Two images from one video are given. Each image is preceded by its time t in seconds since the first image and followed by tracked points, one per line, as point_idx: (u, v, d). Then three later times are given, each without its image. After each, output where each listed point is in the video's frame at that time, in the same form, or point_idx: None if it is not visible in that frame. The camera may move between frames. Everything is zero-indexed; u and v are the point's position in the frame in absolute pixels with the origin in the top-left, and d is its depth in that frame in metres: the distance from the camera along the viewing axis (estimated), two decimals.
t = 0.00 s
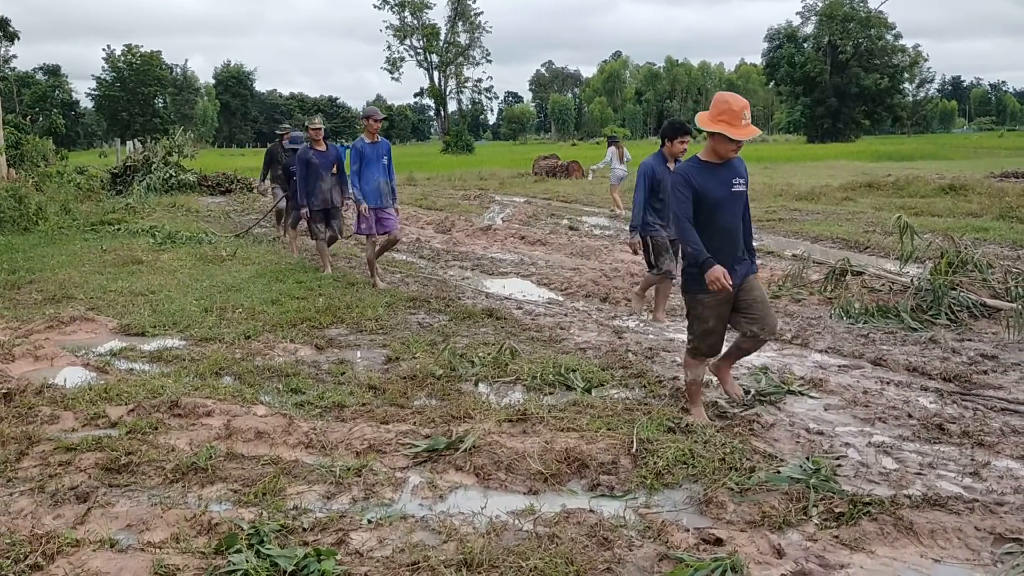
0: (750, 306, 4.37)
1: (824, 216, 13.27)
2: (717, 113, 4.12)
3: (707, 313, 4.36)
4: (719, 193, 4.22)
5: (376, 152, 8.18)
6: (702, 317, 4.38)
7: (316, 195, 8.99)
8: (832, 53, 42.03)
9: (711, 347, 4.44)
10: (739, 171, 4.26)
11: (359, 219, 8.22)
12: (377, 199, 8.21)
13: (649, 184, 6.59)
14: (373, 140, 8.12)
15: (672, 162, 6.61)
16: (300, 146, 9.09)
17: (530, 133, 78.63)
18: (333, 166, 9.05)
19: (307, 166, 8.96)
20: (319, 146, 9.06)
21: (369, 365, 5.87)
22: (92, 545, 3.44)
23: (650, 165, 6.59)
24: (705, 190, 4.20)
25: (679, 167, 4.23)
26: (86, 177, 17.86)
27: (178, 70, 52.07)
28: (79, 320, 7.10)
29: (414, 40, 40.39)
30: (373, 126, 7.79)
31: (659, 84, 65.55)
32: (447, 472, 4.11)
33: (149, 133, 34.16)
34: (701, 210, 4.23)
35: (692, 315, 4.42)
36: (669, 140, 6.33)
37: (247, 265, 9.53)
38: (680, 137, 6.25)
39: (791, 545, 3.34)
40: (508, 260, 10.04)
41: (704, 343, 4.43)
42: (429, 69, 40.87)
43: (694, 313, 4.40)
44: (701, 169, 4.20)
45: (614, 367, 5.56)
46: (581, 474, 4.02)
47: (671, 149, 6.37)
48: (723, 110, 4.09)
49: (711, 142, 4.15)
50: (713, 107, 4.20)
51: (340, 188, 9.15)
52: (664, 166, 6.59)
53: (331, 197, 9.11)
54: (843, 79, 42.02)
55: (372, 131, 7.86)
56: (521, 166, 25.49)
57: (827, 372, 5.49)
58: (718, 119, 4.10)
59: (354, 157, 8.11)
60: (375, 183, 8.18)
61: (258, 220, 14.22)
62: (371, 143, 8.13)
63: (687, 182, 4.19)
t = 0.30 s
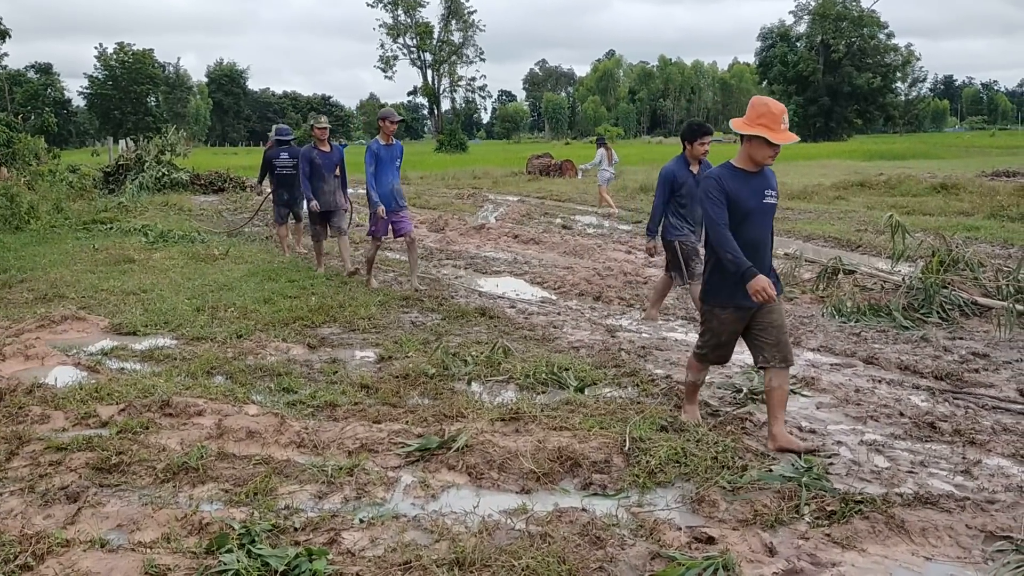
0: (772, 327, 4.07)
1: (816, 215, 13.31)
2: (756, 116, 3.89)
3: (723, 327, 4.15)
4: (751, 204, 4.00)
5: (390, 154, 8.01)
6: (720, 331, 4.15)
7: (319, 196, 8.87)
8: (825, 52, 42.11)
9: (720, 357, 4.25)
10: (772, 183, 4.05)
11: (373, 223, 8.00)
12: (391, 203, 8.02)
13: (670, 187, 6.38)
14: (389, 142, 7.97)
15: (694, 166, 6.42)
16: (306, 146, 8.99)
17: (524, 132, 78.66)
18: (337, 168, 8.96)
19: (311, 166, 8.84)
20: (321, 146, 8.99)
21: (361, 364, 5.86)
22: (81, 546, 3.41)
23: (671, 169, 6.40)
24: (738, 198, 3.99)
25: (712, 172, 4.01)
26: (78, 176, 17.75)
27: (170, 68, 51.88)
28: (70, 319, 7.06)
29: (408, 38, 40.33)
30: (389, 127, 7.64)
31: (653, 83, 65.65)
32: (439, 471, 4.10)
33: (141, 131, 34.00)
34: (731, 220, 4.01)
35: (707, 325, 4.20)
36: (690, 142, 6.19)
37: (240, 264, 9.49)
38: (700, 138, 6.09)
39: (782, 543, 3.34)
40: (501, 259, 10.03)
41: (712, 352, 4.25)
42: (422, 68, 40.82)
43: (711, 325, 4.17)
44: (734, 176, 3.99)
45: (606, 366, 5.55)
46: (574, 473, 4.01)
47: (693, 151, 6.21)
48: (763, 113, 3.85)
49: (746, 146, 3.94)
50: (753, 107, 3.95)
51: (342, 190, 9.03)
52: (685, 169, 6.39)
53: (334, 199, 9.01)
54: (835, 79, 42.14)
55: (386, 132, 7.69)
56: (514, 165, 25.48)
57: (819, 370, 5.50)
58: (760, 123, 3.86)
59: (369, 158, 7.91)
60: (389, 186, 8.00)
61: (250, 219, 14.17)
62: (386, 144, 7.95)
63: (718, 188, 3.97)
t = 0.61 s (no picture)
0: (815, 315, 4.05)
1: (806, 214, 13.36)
2: (808, 105, 3.76)
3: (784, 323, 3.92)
4: (796, 197, 3.87)
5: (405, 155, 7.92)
6: (781, 330, 3.91)
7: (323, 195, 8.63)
8: (815, 52, 41.99)
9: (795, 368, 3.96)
10: (816, 176, 3.93)
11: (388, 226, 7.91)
12: (407, 204, 7.93)
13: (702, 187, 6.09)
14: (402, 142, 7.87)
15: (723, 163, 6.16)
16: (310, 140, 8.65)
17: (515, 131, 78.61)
18: (341, 165, 8.70)
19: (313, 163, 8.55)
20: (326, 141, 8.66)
21: (351, 363, 5.84)
22: (70, 546, 3.39)
23: (702, 167, 6.08)
24: (781, 190, 3.86)
25: (753, 165, 3.90)
26: (66, 174, 17.63)
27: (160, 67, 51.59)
28: (58, 319, 7.01)
29: (398, 37, 40.22)
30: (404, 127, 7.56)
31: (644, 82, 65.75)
32: (429, 471, 4.09)
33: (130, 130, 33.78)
34: (773, 214, 3.88)
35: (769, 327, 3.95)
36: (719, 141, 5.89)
37: (230, 263, 9.45)
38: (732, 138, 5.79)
39: (772, 541, 3.35)
40: (492, 258, 10.02)
41: (786, 359, 3.95)
42: (413, 67, 40.71)
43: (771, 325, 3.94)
44: (779, 167, 3.87)
45: (597, 365, 5.55)
46: (564, 472, 4.01)
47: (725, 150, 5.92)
48: (816, 104, 3.72)
49: (793, 136, 3.82)
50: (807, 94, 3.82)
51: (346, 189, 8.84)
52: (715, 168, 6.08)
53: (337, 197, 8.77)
54: (825, 78, 42.25)
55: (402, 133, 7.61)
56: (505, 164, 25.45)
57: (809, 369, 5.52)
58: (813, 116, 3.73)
59: (384, 160, 7.84)
60: (405, 187, 7.92)
61: (240, 218, 14.11)
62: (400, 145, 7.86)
63: (761, 180, 3.85)
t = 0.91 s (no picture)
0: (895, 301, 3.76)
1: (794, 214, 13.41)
2: (851, 109, 3.53)
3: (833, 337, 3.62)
4: (839, 205, 3.59)
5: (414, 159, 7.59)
6: (831, 348, 3.60)
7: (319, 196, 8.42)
8: (803, 52, 42.27)
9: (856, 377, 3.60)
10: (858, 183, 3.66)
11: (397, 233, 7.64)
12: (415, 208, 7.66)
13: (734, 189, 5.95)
14: (412, 146, 7.52)
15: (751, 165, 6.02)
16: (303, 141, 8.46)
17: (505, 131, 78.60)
18: (336, 165, 8.50)
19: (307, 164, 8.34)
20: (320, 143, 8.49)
21: (340, 363, 5.82)
22: (56, 547, 3.36)
23: (733, 168, 5.93)
24: (825, 198, 3.57)
25: (794, 170, 3.62)
26: (52, 173, 17.49)
27: (147, 66, 51.29)
28: (45, 319, 6.95)
29: (387, 36, 40.13)
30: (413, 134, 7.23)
31: (633, 82, 65.92)
32: (418, 470, 4.09)
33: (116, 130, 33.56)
34: (815, 222, 3.60)
35: (822, 342, 3.62)
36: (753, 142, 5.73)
37: (218, 263, 9.40)
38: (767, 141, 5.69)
39: (759, 540, 3.36)
40: (481, 258, 10.01)
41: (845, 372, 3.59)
42: (402, 66, 40.63)
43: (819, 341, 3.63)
44: (821, 173, 3.58)
45: (586, 364, 5.56)
46: (553, 471, 4.01)
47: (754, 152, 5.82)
48: (860, 106, 3.48)
49: (836, 138, 3.55)
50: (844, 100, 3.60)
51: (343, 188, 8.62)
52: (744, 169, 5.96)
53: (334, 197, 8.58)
54: (813, 79, 42.45)
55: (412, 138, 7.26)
56: (495, 164, 25.44)
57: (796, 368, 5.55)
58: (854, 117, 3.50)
59: (392, 165, 7.50)
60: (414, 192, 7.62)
61: (228, 217, 14.05)
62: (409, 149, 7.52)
63: (802, 187, 3.56)
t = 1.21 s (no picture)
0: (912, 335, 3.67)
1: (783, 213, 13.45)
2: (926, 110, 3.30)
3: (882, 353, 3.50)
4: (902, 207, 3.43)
5: (424, 158, 7.47)
6: (876, 360, 3.50)
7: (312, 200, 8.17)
8: (792, 52, 42.49)
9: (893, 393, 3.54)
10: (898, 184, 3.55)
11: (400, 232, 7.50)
12: (421, 208, 7.51)
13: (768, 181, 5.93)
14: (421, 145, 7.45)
15: (792, 156, 5.95)
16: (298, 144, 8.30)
17: (495, 131, 78.59)
18: (330, 166, 8.19)
19: (301, 168, 8.15)
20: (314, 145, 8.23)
21: (329, 363, 5.80)
22: (43, 548, 3.34)
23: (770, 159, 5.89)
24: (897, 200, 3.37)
25: (867, 170, 3.35)
26: (38, 172, 17.36)
27: (135, 65, 50.98)
28: (31, 319, 6.90)
29: (376, 35, 40.04)
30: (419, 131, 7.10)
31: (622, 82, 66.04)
32: (407, 470, 4.08)
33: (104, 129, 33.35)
34: (890, 225, 3.39)
35: (867, 353, 3.51)
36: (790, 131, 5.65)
37: (207, 263, 9.35)
38: (802, 131, 5.59)
39: (748, 538, 3.38)
40: (471, 257, 10.00)
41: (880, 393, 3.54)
42: (391, 65, 40.54)
43: (868, 352, 3.51)
44: (892, 172, 3.36)
45: (575, 364, 5.57)
46: (542, 470, 4.02)
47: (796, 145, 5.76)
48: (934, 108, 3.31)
49: (912, 139, 3.31)
50: (909, 94, 3.36)
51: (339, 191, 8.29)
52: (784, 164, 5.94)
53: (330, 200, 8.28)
54: (802, 79, 42.65)
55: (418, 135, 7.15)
56: (485, 164, 25.43)
57: (785, 367, 5.57)
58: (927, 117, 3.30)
59: (401, 163, 7.43)
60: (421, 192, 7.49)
61: (216, 217, 13.99)
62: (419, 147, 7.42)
63: (884, 187, 3.31)
